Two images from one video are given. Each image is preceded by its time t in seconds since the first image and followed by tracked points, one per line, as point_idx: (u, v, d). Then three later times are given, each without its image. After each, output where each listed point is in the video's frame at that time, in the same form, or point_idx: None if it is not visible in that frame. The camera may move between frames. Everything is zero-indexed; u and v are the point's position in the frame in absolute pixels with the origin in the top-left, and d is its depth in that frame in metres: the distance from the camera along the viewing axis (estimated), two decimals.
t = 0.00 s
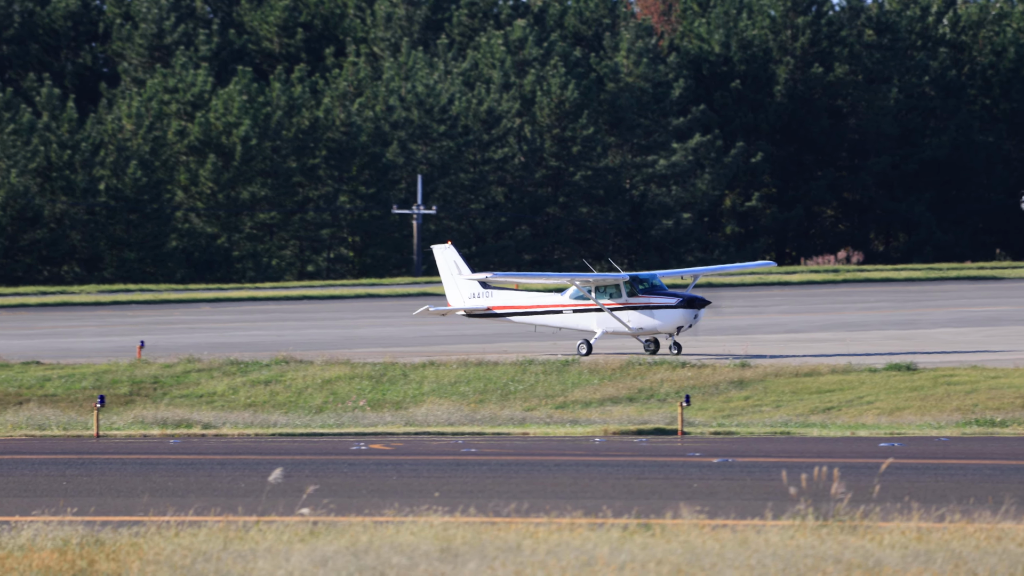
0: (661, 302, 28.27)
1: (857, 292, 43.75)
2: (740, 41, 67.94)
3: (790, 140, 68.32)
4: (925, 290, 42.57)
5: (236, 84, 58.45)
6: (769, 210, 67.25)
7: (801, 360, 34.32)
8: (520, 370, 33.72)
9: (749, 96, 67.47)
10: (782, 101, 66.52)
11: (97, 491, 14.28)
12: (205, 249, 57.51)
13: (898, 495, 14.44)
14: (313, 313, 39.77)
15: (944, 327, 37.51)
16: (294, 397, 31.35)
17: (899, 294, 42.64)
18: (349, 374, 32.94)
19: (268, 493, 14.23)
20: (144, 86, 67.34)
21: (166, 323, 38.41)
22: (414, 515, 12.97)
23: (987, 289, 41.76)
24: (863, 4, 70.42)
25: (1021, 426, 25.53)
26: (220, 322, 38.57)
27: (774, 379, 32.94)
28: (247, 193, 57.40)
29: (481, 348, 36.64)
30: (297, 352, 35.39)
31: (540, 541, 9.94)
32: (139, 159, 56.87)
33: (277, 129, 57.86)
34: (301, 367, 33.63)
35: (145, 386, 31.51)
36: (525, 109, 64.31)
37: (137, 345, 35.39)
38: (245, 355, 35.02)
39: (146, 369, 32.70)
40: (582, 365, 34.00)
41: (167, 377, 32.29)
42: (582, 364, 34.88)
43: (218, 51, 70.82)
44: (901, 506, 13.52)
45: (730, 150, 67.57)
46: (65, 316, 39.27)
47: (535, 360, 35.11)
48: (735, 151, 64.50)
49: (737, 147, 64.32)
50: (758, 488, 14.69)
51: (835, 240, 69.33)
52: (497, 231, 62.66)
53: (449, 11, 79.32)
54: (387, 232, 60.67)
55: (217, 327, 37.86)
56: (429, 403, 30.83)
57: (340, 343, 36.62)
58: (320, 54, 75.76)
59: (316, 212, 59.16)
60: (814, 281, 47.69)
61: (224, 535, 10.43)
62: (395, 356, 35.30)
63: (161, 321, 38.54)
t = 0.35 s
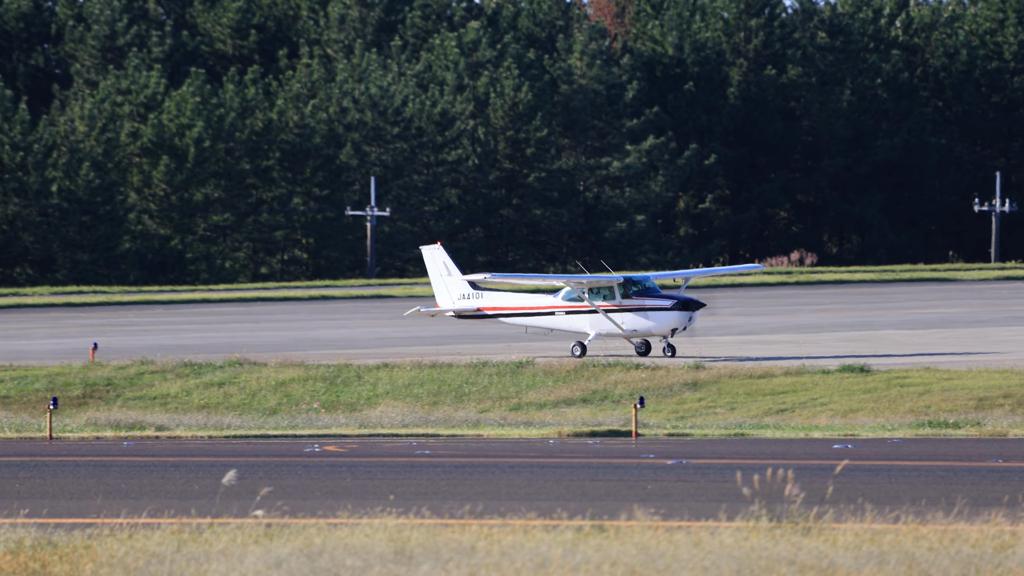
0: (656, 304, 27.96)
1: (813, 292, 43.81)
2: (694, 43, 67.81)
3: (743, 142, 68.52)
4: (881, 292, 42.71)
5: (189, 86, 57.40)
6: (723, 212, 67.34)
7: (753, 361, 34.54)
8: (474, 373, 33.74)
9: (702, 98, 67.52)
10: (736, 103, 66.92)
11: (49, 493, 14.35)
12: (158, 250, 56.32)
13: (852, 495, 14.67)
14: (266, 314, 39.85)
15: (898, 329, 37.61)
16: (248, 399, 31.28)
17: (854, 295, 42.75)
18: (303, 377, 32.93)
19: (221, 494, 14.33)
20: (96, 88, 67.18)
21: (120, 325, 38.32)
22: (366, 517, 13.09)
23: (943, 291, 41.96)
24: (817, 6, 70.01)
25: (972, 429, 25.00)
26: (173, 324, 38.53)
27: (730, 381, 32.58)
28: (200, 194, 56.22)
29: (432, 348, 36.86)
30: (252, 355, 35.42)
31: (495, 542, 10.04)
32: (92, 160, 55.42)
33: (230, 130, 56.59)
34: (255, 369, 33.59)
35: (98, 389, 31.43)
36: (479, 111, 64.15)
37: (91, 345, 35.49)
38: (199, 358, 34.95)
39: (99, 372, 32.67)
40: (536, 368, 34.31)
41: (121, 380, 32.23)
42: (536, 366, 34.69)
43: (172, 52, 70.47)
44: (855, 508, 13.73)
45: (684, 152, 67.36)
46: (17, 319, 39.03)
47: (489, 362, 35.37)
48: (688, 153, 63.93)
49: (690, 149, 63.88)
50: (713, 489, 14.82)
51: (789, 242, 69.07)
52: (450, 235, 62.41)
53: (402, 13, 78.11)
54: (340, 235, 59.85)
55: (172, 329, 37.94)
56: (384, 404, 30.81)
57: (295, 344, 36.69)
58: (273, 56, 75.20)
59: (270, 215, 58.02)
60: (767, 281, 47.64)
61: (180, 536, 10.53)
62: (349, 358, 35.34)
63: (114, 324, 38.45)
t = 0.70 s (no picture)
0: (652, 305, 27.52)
1: (770, 292, 43.83)
2: (648, 45, 68.46)
3: (699, 143, 68.97)
4: (838, 294, 42.82)
5: (144, 88, 57.79)
6: (678, 214, 67.46)
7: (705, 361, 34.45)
8: (429, 374, 33.42)
9: (657, 100, 67.67)
10: (690, 104, 67.20)
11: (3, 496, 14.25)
12: (113, 252, 55.80)
13: (804, 496, 13.84)
14: (221, 317, 39.80)
15: (853, 330, 37.69)
16: (203, 401, 31.20)
17: (811, 296, 42.89)
18: (258, 378, 32.77)
19: (176, 496, 14.11)
20: (50, 89, 66.69)
21: (74, 326, 38.23)
22: (322, 518, 12.78)
23: (898, 293, 42.15)
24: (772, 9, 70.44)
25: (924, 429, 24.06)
26: (128, 326, 38.47)
27: (684, 382, 32.23)
28: (154, 196, 55.86)
29: (387, 349, 36.68)
30: (206, 355, 35.35)
31: (449, 544, 9.82)
32: (46, 162, 55.28)
33: (185, 131, 56.64)
34: (209, 371, 33.47)
35: (52, 391, 31.38)
36: (434, 112, 63.46)
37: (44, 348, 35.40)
38: (153, 359, 34.86)
39: (53, 374, 32.62)
40: (491, 370, 33.82)
41: (75, 382, 32.11)
42: (491, 368, 34.10)
43: (125, 54, 69.00)
44: (807, 508, 12.89)
45: (639, 153, 67.78)
46: None
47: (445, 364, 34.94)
48: (643, 155, 64.63)
49: (645, 151, 64.56)
50: (668, 491, 14.10)
51: (744, 243, 69.77)
52: (406, 236, 61.77)
53: (357, 14, 77.52)
54: (295, 236, 59.67)
55: (127, 330, 37.86)
56: (339, 406, 30.68)
57: (250, 345, 36.64)
58: (228, 57, 75.03)
59: (224, 216, 57.66)
60: (724, 284, 47.56)
61: (132, 538, 10.44)
62: (304, 360, 35.19)
63: (69, 325, 38.35)
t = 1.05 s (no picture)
0: (636, 306, 27.48)
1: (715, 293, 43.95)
2: (592, 46, 67.65)
3: (642, 144, 68.53)
4: (783, 295, 43.01)
5: (85, 88, 57.30)
6: (622, 215, 67.13)
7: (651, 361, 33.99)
8: (373, 375, 33.30)
9: (600, 101, 67.27)
10: (634, 106, 66.88)
11: None
12: (54, 254, 56.10)
13: (747, 497, 13.60)
14: (166, 318, 39.79)
15: (796, 330, 37.82)
16: (145, 402, 31.13)
17: (760, 297, 43.11)
18: (201, 379, 32.67)
19: (119, 497, 14.02)
20: None
21: (15, 328, 38.11)
22: (266, 520, 12.74)
23: (841, 294, 42.46)
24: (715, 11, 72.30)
25: (865, 431, 24.09)
26: (71, 327, 38.40)
27: (629, 384, 32.11)
28: (96, 198, 55.65)
29: (332, 351, 36.66)
30: (150, 356, 35.29)
31: (393, 546, 9.91)
32: None
33: (128, 132, 56.06)
34: (152, 372, 33.37)
35: None
36: (376, 113, 62.92)
37: None
38: (96, 360, 34.81)
39: None
40: (435, 371, 33.65)
41: (18, 384, 32.20)
42: (435, 369, 33.88)
43: (66, 54, 69.49)
44: (751, 509, 12.78)
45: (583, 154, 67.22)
46: None
47: (389, 365, 34.90)
48: (586, 156, 63.85)
49: (588, 152, 63.77)
50: (612, 492, 13.99)
51: (687, 245, 69.41)
52: (349, 237, 61.59)
53: (301, 15, 77.53)
54: (239, 237, 59.35)
55: (70, 332, 37.81)
56: (282, 407, 30.56)
57: (195, 347, 36.67)
58: (170, 58, 74.05)
59: (167, 217, 57.25)
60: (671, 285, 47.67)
61: (75, 539, 10.65)
62: (248, 361, 35.12)
63: (10, 326, 38.23)
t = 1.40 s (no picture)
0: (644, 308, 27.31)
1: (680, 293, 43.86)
2: (557, 49, 68.18)
3: (608, 147, 68.73)
4: (749, 298, 42.94)
5: (51, 90, 56.94)
6: (588, 217, 67.57)
7: (619, 363, 33.85)
8: (340, 378, 33.14)
9: (567, 104, 67.33)
10: (600, 109, 66.80)
11: None
12: (19, 256, 56.33)
13: (715, 501, 13.28)
14: (132, 322, 39.74)
15: (762, 334, 37.70)
16: (111, 405, 30.93)
17: (733, 300, 43.05)
18: (167, 382, 32.46)
19: (86, 500, 13.93)
20: None
21: None
22: (231, 523, 12.56)
23: (806, 297, 42.46)
24: (680, 14, 72.56)
25: (834, 431, 23.16)
26: (38, 330, 38.31)
27: (595, 387, 31.27)
28: (61, 200, 55.72)
29: (298, 352, 36.59)
30: (116, 359, 35.19)
31: (359, 548, 9.87)
32: None
33: (93, 134, 55.94)
34: (118, 375, 33.24)
35: None
36: (343, 116, 63.35)
37: None
38: (62, 363, 34.71)
39: None
40: (402, 374, 33.48)
41: None
42: (401, 372, 33.66)
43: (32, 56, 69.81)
44: (720, 511, 12.49)
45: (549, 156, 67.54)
46: None
47: (355, 367, 34.90)
48: (552, 158, 64.01)
49: (554, 154, 63.93)
50: (577, 494, 13.80)
51: (653, 247, 69.69)
52: (315, 240, 61.77)
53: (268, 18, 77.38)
54: (205, 239, 59.56)
55: (36, 335, 37.76)
56: (248, 410, 30.34)
57: (162, 349, 36.62)
58: (136, 61, 74.04)
59: (133, 219, 57.46)
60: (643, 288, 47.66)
61: (40, 543, 10.63)
62: (214, 363, 35.03)
63: None
